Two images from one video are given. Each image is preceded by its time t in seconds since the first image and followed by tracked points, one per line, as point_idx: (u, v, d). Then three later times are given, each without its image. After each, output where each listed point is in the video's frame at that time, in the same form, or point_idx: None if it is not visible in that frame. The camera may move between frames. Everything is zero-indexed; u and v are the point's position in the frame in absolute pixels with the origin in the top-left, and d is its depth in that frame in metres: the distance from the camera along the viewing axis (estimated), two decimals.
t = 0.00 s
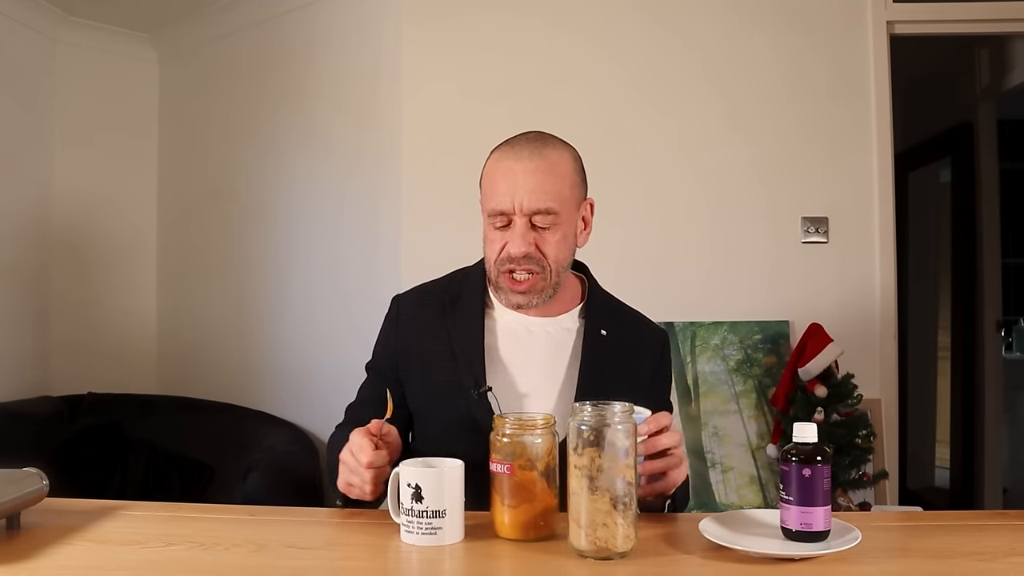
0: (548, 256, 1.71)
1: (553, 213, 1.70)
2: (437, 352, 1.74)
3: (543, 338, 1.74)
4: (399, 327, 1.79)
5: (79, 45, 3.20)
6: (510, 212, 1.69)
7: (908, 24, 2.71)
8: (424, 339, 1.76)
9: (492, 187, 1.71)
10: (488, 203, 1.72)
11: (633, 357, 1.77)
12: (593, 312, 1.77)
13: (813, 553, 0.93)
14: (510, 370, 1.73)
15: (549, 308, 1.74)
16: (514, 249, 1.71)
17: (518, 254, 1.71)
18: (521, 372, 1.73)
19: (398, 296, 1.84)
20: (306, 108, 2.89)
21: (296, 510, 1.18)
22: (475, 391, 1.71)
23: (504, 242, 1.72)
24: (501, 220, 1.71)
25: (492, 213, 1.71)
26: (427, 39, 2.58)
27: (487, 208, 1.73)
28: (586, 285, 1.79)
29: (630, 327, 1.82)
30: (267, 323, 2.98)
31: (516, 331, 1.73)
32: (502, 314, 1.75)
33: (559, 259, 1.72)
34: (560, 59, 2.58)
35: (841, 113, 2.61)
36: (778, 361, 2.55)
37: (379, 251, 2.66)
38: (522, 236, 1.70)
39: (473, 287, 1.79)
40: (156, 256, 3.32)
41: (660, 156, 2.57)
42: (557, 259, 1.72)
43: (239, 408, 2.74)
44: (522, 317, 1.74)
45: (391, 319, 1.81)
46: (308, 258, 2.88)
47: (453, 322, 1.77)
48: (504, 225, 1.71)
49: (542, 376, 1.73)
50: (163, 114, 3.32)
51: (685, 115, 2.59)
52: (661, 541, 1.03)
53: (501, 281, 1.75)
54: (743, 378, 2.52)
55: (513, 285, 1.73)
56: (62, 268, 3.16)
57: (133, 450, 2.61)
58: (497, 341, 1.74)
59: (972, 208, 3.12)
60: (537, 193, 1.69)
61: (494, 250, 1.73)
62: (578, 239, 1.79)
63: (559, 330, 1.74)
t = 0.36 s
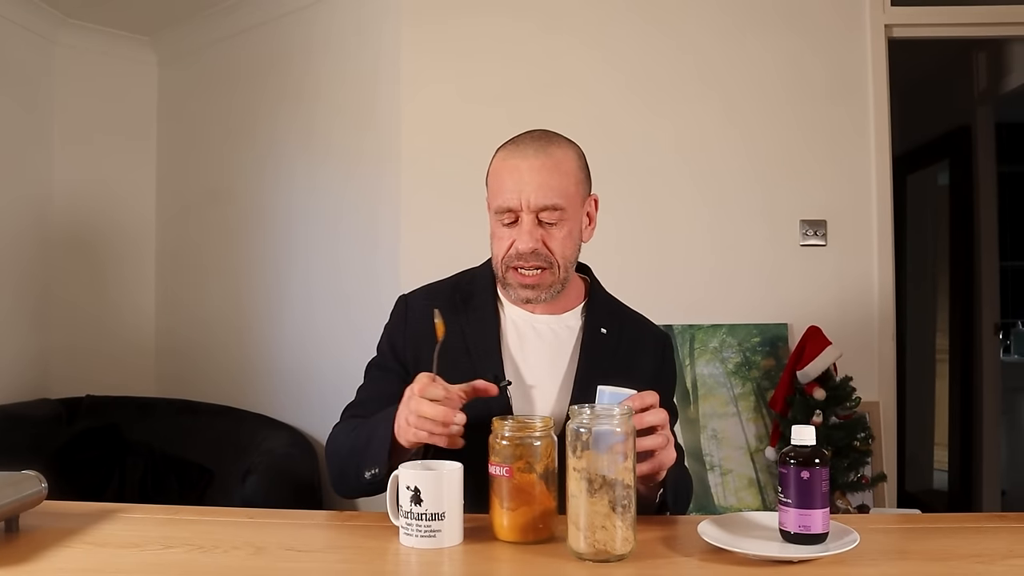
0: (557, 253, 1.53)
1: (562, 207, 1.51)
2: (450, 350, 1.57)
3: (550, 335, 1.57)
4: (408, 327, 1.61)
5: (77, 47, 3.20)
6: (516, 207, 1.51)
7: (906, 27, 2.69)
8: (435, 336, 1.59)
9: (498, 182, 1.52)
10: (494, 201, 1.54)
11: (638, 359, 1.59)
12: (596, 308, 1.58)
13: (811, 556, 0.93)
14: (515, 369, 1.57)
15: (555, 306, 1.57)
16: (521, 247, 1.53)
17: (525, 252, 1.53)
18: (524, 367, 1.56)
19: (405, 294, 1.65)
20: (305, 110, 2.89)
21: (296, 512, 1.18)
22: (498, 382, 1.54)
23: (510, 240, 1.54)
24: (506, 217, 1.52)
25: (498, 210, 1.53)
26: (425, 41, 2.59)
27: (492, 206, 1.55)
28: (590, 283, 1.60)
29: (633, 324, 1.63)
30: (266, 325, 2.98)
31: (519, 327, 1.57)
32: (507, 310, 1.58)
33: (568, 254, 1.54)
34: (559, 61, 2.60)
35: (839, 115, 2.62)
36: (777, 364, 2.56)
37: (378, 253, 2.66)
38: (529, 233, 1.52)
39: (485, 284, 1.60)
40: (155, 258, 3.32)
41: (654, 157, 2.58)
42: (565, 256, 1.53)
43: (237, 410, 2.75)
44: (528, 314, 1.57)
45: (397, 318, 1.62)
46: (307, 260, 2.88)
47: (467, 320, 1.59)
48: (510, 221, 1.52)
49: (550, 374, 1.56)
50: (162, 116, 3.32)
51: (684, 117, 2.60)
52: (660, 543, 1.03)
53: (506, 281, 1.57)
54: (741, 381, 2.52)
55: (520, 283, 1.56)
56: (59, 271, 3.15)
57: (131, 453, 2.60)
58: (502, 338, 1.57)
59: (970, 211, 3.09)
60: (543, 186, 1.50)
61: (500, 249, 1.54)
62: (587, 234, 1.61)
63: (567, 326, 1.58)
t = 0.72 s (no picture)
0: (562, 250, 1.41)
1: (567, 203, 1.39)
2: (456, 345, 1.56)
3: (553, 332, 1.56)
4: (414, 321, 1.60)
5: (77, 46, 3.19)
6: (520, 203, 1.37)
7: (906, 27, 2.67)
8: (440, 330, 1.58)
9: (501, 180, 1.38)
10: (497, 197, 1.40)
11: (638, 355, 1.60)
12: (598, 305, 1.57)
13: (810, 555, 0.93)
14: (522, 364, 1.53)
15: (558, 303, 1.56)
16: (526, 244, 1.39)
17: (530, 249, 1.40)
18: (529, 362, 1.53)
19: (410, 291, 1.66)
20: (305, 110, 2.89)
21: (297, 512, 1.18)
22: (505, 378, 1.47)
23: (514, 237, 1.40)
24: (508, 213, 1.39)
25: (502, 207, 1.38)
26: (424, 40, 2.62)
27: (495, 203, 1.40)
28: (589, 283, 1.61)
29: (633, 322, 1.62)
30: (265, 324, 2.98)
31: (523, 324, 1.56)
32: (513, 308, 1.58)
33: (573, 251, 1.43)
34: (560, 61, 2.62)
35: (839, 115, 2.61)
36: (776, 363, 2.55)
37: (378, 252, 2.67)
38: (535, 229, 1.38)
39: (488, 282, 1.59)
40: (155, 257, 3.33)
41: (658, 157, 2.61)
42: (570, 252, 1.42)
43: (237, 410, 2.75)
44: (532, 311, 1.57)
45: (403, 312, 1.62)
46: (306, 260, 2.88)
47: (472, 315, 1.57)
48: (514, 218, 1.39)
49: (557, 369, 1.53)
50: (162, 116, 3.33)
51: (684, 116, 2.62)
52: (659, 543, 1.03)
53: (511, 279, 1.46)
54: (741, 381, 2.52)
55: (525, 281, 1.44)
56: (60, 270, 3.14)
57: (131, 452, 2.61)
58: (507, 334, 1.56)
59: (970, 211, 3.10)
60: (549, 181, 1.36)
61: (504, 248, 1.42)
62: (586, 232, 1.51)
63: (569, 322, 1.57)
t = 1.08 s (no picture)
0: (530, 243, 1.67)
1: (534, 202, 1.67)
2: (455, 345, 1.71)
3: (552, 328, 1.69)
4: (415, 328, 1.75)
5: (79, 48, 3.20)
6: (493, 202, 1.70)
7: (909, 29, 2.70)
8: (440, 334, 1.73)
9: (479, 180, 1.73)
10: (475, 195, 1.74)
11: (641, 349, 1.75)
12: (598, 301, 1.75)
13: (814, 559, 0.93)
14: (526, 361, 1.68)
15: (546, 300, 1.70)
16: (497, 239, 1.69)
17: (501, 243, 1.69)
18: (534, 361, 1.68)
19: (409, 297, 1.81)
20: (308, 112, 2.89)
21: (301, 514, 1.18)
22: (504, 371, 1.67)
23: (488, 231, 1.71)
24: (486, 212, 1.71)
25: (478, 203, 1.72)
26: (423, 41, 2.60)
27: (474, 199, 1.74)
28: (587, 281, 1.75)
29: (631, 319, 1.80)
30: (268, 325, 2.98)
31: (523, 322, 1.69)
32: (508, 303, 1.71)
33: (544, 247, 1.68)
34: (560, 62, 2.61)
35: (843, 116, 2.62)
36: (780, 366, 2.55)
37: (380, 253, 2.66)
38: (503, 225, 1.68)
39: (483, 286, 1.74)
40: (156, 258, 3.32)
41: (658, 160, 2.57)
42: (540, 247, 1.67)
43: (240, 412, 2.74)
44: (529, 308, 1.69)
45: (403, 321, 1.77)
46: (310, 261, 2.88)
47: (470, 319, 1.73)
48: (489, 215, 1.71)
49: (552, 361, 1.67)
50: (164, 118, 3.33)
51: (685, 118, 2.60)
52: (662, 545, 1.03)
53: (489, 268, 1.73)
54: (744, 383, 2.52)
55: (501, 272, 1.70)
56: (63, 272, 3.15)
57: (134, 454, 2.60)
58: (505, 330, 1.70)
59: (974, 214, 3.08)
60: (516, 182, 1.69)
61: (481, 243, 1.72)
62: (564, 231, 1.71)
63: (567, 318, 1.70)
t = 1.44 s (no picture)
0: (487, 244, 1.44)
1: (488, 199, 1.44)
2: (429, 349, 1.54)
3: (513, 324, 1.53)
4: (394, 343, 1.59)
5: (83, 48, 3.20)
6: (445, 202, 1.45)
7: (914, 29, 2.67)
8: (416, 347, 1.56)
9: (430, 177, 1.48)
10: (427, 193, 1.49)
11: (600, 346, 1.52)
12: (563, 291, 1.54)
13: (818, 560, 0.93)
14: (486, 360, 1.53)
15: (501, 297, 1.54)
16: (448, 238, 1.46)
17: (454, 243, 1.46)
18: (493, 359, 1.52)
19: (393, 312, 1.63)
20: (310, 113, 2.90)
21: (303, 515, 1.18)
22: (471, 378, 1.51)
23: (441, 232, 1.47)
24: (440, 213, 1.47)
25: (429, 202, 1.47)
26: (426, 42, 2.62)
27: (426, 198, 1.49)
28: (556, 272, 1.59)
29: (605, 302, 1.56)
30: (271, 326, 2.98)
31: (485, 319, 1.54)
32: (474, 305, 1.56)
33: (499, 246, 1.45)
34: (561, 63, 2.62)
35: (845, 117, 2.61)
36: (782, 367, 2.53)
37: (383, 255, 2.67)
38: (455, 224, 1.44)
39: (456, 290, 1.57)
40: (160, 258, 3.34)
41: (661, 160, 2.61)
42: (495, 246, 1.45)
43: (242, 412, 2.74)
44: (493, 306, 1.55)
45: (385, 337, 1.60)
46: (312, 262, 2.88)
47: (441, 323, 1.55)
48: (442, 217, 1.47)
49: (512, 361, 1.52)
50: (168, 119, 3.33)
51: (686, 118, 2.61)
52: (665, 547, 1.02)
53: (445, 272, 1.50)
54: (747, 384, 2.51)
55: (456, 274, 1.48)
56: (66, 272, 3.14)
57: (136, 454, 2.60)
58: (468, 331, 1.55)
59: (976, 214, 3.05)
60: (468, 175, 1.44)
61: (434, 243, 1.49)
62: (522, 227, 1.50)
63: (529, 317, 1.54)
